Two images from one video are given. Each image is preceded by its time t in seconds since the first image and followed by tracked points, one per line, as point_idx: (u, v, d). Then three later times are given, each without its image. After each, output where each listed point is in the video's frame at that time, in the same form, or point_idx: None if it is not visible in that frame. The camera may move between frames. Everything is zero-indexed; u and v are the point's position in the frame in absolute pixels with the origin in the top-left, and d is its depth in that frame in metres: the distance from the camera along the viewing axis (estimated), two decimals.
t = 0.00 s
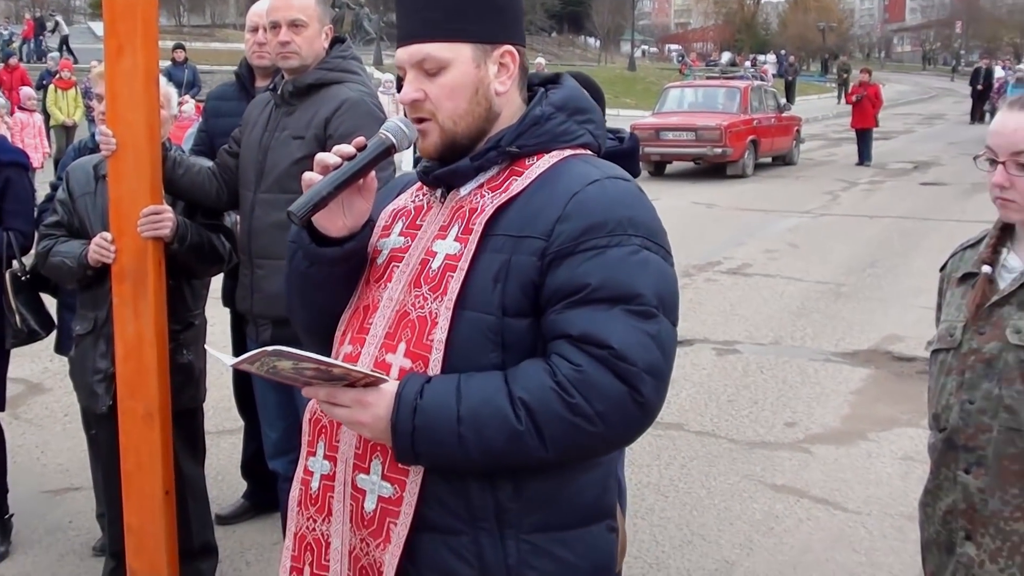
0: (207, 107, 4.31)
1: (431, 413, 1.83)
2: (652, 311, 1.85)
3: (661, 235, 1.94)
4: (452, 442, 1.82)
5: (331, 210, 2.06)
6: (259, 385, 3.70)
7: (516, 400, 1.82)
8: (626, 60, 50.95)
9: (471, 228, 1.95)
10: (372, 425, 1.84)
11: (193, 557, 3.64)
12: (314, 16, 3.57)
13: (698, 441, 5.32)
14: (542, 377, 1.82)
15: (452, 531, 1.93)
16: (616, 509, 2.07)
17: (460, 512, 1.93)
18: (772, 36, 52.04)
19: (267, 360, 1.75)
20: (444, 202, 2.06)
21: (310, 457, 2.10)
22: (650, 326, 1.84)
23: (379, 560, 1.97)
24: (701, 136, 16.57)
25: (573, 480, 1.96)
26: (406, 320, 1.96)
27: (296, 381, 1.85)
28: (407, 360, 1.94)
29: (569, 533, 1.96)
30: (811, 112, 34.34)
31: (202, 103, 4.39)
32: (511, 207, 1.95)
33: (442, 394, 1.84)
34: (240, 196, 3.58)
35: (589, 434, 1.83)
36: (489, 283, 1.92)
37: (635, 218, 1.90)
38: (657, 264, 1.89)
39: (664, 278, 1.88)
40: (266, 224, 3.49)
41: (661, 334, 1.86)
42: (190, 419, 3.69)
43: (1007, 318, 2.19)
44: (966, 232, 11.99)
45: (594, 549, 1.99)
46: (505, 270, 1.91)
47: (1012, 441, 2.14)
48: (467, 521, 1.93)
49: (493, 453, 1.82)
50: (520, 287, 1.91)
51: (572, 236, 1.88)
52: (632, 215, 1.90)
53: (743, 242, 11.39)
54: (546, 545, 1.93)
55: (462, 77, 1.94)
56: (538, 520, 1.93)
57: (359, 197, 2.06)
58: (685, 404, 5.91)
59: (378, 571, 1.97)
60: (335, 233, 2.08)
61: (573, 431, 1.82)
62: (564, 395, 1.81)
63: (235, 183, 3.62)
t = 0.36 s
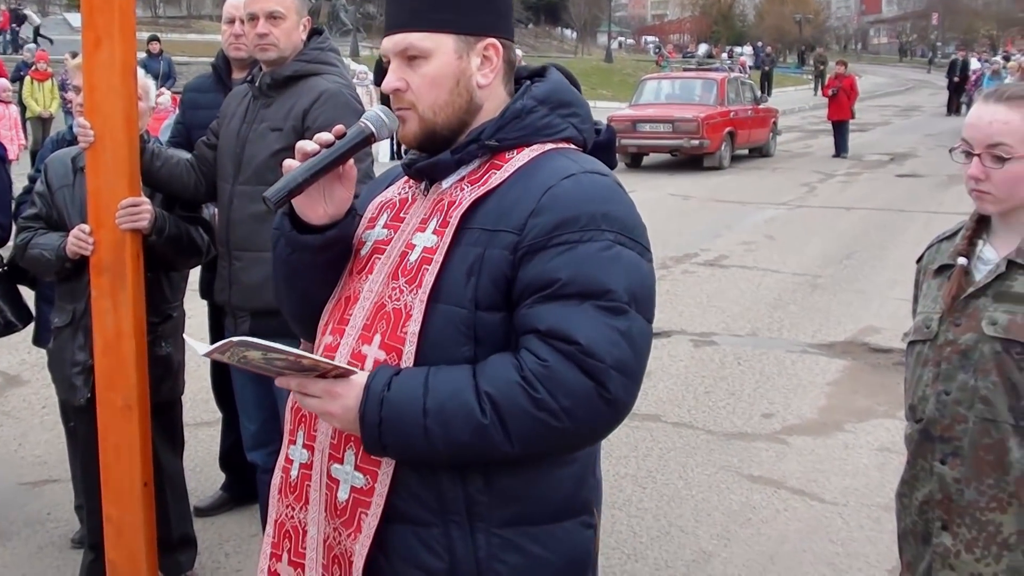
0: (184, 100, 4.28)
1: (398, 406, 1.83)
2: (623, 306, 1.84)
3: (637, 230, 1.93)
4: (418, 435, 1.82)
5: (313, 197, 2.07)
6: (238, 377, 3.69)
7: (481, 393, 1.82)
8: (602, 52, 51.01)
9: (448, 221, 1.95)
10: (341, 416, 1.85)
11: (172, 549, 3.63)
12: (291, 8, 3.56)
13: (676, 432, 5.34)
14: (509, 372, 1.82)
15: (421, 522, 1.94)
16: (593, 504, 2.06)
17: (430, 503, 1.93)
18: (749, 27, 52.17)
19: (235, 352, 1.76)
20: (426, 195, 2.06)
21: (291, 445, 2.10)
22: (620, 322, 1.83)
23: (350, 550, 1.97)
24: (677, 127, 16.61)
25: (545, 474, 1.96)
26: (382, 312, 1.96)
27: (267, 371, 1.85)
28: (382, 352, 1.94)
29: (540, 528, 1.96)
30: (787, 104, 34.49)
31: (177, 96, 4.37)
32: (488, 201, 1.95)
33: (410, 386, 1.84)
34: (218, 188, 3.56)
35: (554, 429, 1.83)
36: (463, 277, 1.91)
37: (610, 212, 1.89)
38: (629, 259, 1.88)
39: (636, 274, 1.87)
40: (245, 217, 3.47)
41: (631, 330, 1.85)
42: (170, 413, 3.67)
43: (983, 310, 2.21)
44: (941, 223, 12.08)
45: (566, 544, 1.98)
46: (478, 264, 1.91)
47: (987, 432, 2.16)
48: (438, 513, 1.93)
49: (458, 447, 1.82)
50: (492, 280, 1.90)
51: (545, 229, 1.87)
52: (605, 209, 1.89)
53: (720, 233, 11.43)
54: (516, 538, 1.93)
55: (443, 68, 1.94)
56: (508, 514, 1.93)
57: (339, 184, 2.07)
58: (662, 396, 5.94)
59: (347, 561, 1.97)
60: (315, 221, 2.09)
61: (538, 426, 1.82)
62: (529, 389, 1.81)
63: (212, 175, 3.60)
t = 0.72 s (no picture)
0: (172, 100, 4.28)
1: (376, 402, 1.83)
2: (603, 307, 1.84)
3: (621, 232, 1.93)
4: (395, 431, 1.83)
5: (303, 192, 2.08)
6: (226, 376, 3.69)
7: (459, 392, 1.83)
8: (588, 51, 51.07)
9: (434, 219, 1.96)
10: (322, 412, 1.86)
11: (160, 549, 3.63)
12: (280, 8, 3.57)
13: (662, 431, 5.37)
14: (487, 370, 1.83)
15: (404, 519, 1.95)
16: (579, 505, 2.06)
17: (411, 499, 1.94)
18: (734, 26, 52.33)
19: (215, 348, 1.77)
20: (417, 194, 2.07)
21: (279, 439, 2.11)
22: (599, 323, 1.83)
23: (331, 544, 1.98)
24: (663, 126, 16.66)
25: (527, 474, 1.96)
26: (368, 309, 1.97)
27: (252, 367, 1.86)
28: (366, 348, 1.95)
29: (521, 527, 1.96)
30: (773, 102, 34.58)
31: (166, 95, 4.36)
32: (473, 201, 1.96)
33: (389, 383, 1.85)
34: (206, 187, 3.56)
35: (530, 428, 1.83)
36: (446, 274, 1.93)
37: (593, 214, 1.90)
38: (612, 261, 1.89)
39: (618, 275, 1.87)
40: (233, 216, 3.48)
41: (611, 331, 1.85)
42: (159, 413, 3.67)
43: (966, 310, 2.24)
44: (926, 222, 12.16)
45: (548, 544, 1.98)
46: (461, 263, 1.92)
47: (971, 431, 2.19)
48: (419, 510, 1.94)
49: (435, 445, 1.82)
50: (475, 279, 1.91)
51: (527, 230, 1.88)
52: (588, 211, 1.90)
53: (706, 232, 11.48)
54: (496, 536, 1.94)
55: (435, 68, 1.95)
56: (487, 513, 1.94)
57: (329, 178, 2.08)
58: (649, 394, 5.97)
59: (328, 555, 1.98)
60: (306, 215, 2.11)
61: (515, 426, 1.82)
62: (506, 389, 1.81)
63: (201, 175, 3.60)
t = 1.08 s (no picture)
0: (166, 103, 4.29)
1: (362, 405, 1.85)
2: (588, 315, 1.85)
3: (610, 239, 1.93)
4: (380, 436, 1.84)
5: (299, 189, 2.11)
6: (220, 378, 3.70)
7: (443, 397, 1.84)
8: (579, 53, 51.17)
9: (425, 224, 1.97)
10: (312, 414, 1.89)
11: (155, 552, 3.64)
12: (275, 13, 3.58)
13: (655, 433, 5.39)
14: (471, 376, 1.84)
15: (392, 521, 1.96)
16: (570, 511, 2.05)
17: (399, 502, 1.95)
18: (726, 27, 52.45)
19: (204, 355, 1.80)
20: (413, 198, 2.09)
21: (276, 439, 2.13)
22: (584, 330, 1.84)
23: (320, 544, 2.00)
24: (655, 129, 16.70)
25: (514, 479, 1.96)
26: (361, 313, 1.99)
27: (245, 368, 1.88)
28: (358, 351, 1.97)
29: (510, 532, 1.96)
30: (764, 105, 34.68)
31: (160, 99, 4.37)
32: (465, 206, 1.97)
33: (376, 388, 1.86)
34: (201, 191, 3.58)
35: (513, 434, 1.84)
36: (436, 280, 1.93)
37: (580, 221, 1.90)
38: (599, 268, 1.89)
39: (604, 282, 1.88)
40: (227, 219, 3.49)
41: (596, 339, 1.85)
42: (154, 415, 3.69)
43: (956, 315, 2.27)
44: (916, 225, 12.21)
45: (537, 550, 1.98)
46: (451, 268, 1.93)
47: (961, 435, 2.21)
48: (406, 513, 1.95)
49: (418, 449, 1.84)
50: (464, 285, 1.92)
51: (514, 237, 1.89)
52: (576, 218, 1.90)
53: (697, 235, 11.52)
54: (484, 540, 1.94)
55: (433, 71, 1.97)
56: (475, 516, 1.94)
57: (325, 175, 2.11)
58: (641, 397, 5.99)
59: (317, 554, 2.00)
60: (303, 213, 2.14)
61: (498, 432, 1.83)
62: (489, 394, 1.82)
63: (196, 178, 3.61)
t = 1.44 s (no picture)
0: (163, 107, 4.31)
1: (344, 407, 1.87)
2: (567, 321, 1.85)
3: (595, 245, 1.93)
4: (360, 437, 1.86)
5: (295, 190, 2.14)
6: (217, 381, 3.72)
7: (422, 401, 1.85)
8: (573, 57, 51.28)
9: (413, 227, 1.98)
10: (297, 414, 1.91)
11: (152, 554, 3.65)
12: (271, 17, 3.60)
13: (650, 436, 5.42)
14: (449, 380, 1.86)
15: (378, 521, 1.97)
16: (559, 515, 2.04)
17: (385, 503, 1.96)
18: (721, 30, 52.54)
19: (193, 356, 1.81)
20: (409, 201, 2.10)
21: (274, 438, 2.15)
22: (563, 336, 1.84)
23: (308, 542, 2.02)
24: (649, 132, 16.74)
25: (499, 483, 1.95)
26: (351, 315, 2.00)
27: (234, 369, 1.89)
28: (347, 354, 1.98)
29: (496, 534, 1.96)
30: (759, 108, 34.74)
31: (157, 103, 4.39)
32: (453, 211, 1.98)
33: (357, 390, 1.88)
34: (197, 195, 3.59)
35: (490, 439, 1.85)
36: (422, 285, 1.95)
37: (564, 227, 1.90)
38: (581, 274, 1.89)
39: (585, 289, 1.87)
40: (224, 223, 3.51)
41: (575, 346, 1.85)
42: (151, 417, 3.70)
43: (947, 318, 2.29)
44: (911, 228, 12.25)
45: (523, 553, 1.98)
46: (436, 273, 1.94)
47: (953, 437, 2.24)
48: (393, 513, 1.96)
49: (397, 451, 1.85)
50: (448, 291, 1.94)
51: (496, 242, 1.90)
52: (560, 224, 1.90)
53: (692, 238, 11.55)
54: (469, 543, 1.94)
55: (424, 77, 1.99)
56: (461, 518, 1.95)
57: (322, 179, 2.12)
58: (636, 399, 6.01)
59: (304, 551, 2.02)
60: (300, 214, 2.16)
61: (474, 436, 1.84)
62: (466, 399, 1.83)
63: (193, 182, 3.63)
